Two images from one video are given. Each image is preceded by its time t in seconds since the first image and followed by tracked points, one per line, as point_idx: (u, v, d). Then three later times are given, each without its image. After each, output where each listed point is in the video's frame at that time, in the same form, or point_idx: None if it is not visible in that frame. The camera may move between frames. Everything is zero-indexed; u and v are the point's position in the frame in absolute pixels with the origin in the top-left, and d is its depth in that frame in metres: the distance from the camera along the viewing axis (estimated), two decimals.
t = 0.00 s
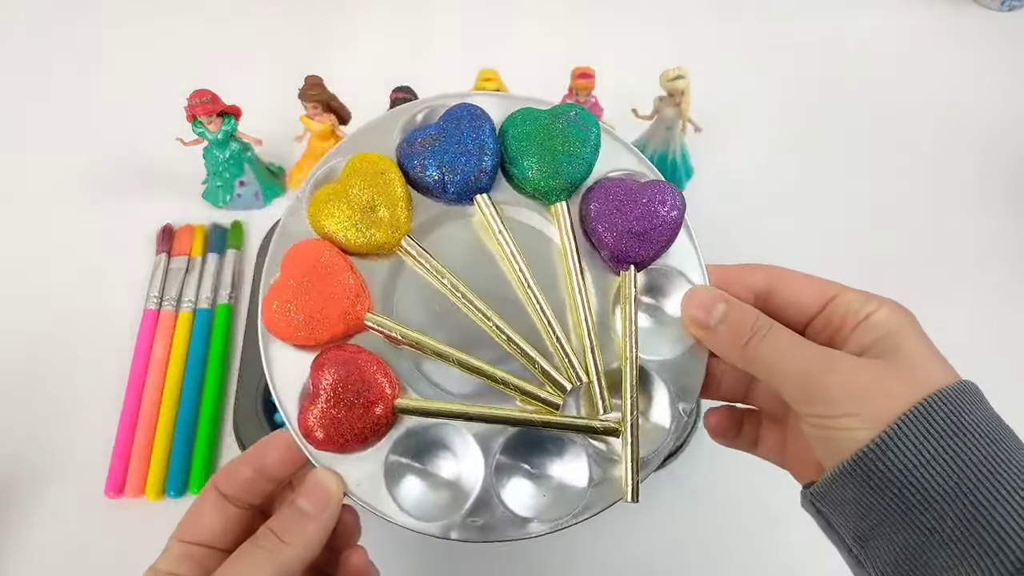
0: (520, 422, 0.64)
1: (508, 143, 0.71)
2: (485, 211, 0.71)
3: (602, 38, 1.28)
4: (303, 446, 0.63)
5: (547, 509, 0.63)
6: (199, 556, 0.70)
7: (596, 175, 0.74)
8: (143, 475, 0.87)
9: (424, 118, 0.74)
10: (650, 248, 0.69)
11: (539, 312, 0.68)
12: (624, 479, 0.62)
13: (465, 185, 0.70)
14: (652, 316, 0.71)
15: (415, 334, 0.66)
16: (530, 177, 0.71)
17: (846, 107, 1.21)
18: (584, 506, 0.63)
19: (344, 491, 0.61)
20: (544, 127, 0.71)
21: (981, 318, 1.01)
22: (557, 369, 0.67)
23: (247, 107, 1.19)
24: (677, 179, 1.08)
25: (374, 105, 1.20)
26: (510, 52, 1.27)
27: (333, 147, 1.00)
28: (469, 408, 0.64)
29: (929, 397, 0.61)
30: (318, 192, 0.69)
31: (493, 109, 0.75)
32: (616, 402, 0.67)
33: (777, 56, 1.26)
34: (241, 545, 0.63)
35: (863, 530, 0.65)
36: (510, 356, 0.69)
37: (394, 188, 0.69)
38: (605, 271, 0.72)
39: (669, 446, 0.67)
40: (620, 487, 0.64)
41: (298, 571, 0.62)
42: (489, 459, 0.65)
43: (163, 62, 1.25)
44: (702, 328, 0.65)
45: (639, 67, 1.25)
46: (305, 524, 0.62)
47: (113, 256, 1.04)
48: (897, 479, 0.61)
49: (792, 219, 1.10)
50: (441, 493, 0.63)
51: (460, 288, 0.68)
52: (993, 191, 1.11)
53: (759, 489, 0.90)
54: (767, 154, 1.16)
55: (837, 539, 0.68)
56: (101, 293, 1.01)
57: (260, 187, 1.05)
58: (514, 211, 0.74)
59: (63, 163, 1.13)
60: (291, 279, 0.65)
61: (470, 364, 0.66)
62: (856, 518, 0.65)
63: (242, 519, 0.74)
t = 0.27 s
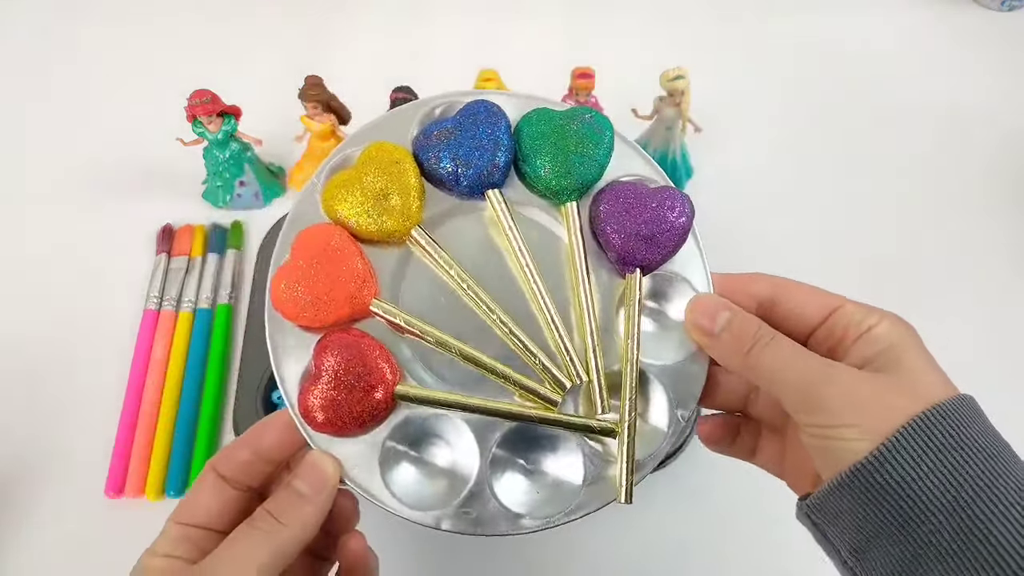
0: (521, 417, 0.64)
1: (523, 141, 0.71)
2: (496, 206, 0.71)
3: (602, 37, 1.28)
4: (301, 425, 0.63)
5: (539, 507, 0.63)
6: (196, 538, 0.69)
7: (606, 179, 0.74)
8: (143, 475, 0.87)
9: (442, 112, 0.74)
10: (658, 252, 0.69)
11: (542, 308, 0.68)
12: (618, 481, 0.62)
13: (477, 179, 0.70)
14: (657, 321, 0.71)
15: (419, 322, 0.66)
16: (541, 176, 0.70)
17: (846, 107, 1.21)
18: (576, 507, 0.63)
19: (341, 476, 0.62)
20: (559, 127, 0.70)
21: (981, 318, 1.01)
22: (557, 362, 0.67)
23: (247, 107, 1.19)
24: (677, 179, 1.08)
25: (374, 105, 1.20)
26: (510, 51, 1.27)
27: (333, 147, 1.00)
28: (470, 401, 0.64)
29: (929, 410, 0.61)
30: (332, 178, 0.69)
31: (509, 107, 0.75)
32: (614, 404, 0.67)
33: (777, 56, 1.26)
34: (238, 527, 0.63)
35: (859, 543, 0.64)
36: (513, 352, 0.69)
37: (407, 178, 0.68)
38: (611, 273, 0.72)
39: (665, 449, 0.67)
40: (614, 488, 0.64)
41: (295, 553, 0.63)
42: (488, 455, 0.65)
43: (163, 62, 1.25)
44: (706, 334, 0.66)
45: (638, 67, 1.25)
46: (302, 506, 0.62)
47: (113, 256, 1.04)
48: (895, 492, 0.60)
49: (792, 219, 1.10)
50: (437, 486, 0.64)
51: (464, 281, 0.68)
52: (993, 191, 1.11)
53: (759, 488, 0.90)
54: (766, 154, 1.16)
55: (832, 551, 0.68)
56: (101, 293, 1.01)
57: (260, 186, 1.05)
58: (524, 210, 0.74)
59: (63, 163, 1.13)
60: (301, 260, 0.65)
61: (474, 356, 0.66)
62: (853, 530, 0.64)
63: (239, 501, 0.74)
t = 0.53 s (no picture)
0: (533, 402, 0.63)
1: (547, 133, 0.71)
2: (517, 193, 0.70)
3: (602, 37, 1.28)
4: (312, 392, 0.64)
5: (542, 494, 0.63)
6: (204, 535, 0.69)
7: (627, 175, 0.73)
8: (143, 475, 0.87)
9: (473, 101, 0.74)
10: (674, 248, 0.69)
11: (558, 296, 0.68)
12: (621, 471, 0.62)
13: (499, 167, 0.70)
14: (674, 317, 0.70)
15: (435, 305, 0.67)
16: (563, 167, 0.71)
17: (846, 107, 1.21)
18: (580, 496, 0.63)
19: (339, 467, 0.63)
20: (584, 121, 0.71)
21: (981, 318, 1.01)
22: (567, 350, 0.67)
23: (247, 107, 1.19)
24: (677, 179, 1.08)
25: (374, 105, 1.20)
26: (510, 51, 1.27)
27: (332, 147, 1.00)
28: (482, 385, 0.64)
29: (939, 418, 0.61)
30: (361, 156, 0.69)
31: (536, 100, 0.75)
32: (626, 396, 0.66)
33: (777, 56, 1.26)
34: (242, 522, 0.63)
35: (863, 552, 0.63)
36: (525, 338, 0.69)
37: (432, 161, 0.69)
38: (626, 268, 0.72)
39: (672, 445, 0.67)
40: (618, 478, 0.64)
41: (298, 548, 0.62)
42: (499, 441, 0.65)
43: (162, 62, 1.25)
44: (719, 332, 0.65)
45: (638, 66, 1.25)
46: (303, 499, 0.62)
47: (113, 256, 1.04)
48: (903, 499, 0.60)
49: (792, 219, 1.10)
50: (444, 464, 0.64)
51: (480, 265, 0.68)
52: (993, 191, 1.11)
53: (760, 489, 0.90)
54: (767, 154, 1.16)
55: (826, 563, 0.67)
56: (101, 293, 1.01)
57: (259, 187, 1.05)
58: (546, 203, 0.73)
59: (63, 163, 1.13)
60: (323, 234, 0.65)
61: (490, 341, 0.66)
62: (856, 538, 0.63)
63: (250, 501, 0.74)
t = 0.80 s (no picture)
0: (589, 358, 0.67)
1: (621, 119, 0.75)
2: (589, 169, 0.74)
3: (602, 37, 1.28)
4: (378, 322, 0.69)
5: (577, 442, 0.67)
6: None
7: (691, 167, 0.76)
8: (142, 475, 0.87)
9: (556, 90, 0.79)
10: (729, 234, 0.71)
11: (613, 264, 0.71)
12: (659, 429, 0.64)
13: (573, 145, 0.74)
14: (720, 296, 0.72)
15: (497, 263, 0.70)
16: (629, 150, 0.74)
17: (846, 107, 1.21)
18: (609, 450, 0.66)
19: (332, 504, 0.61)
20: (656, 111, 0.75)
21: (980, 318, 1.01)
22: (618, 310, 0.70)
23: (247, 107, 1.19)
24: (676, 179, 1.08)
25: (374, 104, 1.20)
26: (509, 51, 1.27)
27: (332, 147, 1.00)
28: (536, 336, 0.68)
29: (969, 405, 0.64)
30: (451, 122, 0.75)
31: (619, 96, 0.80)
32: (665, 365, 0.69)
33: (777, 56, 1.26)
34: None
35: (889, 530, 0.64)
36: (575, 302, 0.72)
37: (512, 130, 0.73)
38: (679, 250, 0.74)
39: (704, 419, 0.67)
40: (648, 436, 0.67)
41: None
42: (547, 392, 0.69)
43: (162, 62, 1.25)
44: (764, 316, 0.68)
45: (638, 66, 1.25)
46: None
47: (113, 256, 1.04)
48: (932, 478, 0.62)
49: (792, 218, 1.10)
50: (491, 408, 0.68)
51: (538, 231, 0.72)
52: (993, 191, 1.11)
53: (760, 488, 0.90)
54: (766, 154, 1.16)
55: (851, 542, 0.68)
56: (101, 293, 1.01)
57: (260, 186, 1.05)
58: (611, 183, 0.76)
59: (63, 163, 1.13)
60: (407, 183, 0.71)
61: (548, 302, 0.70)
62: (883, 516, 0.65)
63: None
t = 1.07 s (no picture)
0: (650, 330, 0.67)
1: (690, 114, 0.74)
2: (656, 161, 0.72)
3: (602, 37, 1.29)
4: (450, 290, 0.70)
5: (633, 410, 0.67)
6: None
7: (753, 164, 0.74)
8: (143, 475, 0.87)
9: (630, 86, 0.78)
10: (786, 227, 0.69)
11: (674, 244, 0.70)
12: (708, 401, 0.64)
13: (642, 137, 0.73)
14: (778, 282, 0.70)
15: (564, 241, 0.71)
16: (696, 143, 0.73)
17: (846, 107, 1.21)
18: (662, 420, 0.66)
19: None
20: (726, 107, 0.73)
21: (983, 318, 1.01)
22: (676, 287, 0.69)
23: (247, 107, 1.19)
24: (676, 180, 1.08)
25: (374, 104, 1.20)
26: (510, 51, 1.27)
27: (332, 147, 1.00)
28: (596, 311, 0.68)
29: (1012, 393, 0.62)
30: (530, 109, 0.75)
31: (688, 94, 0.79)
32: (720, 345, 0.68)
33: (777, 56, 1.26)
34: None
35: (918, 505, 0.63)
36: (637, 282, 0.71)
37: (587, 119, 0.73)
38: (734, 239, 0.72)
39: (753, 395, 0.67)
40: (699, 411, 0.66)
41: None
42: (609, 360, 0.69)
43: (162, 62, 1.25)
44: (814, 304, 0.67)
45: (639, 66, 1.25)
46: None
47: (114, 256, 1.04)
48: (967, 454, 0.60)
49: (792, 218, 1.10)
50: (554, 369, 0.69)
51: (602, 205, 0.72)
52: (993, 190, 1.11)
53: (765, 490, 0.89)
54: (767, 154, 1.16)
55: (880, 516, 0.66)
56: (101, 293, 1.01)
57: (260, 186, 1.05)
58: (678, 172, 0.75)
59: (63, 164, 1.13)
60: (487, 162, 0.71)
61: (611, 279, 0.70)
62: (914, 491, 0.63)
63: None
